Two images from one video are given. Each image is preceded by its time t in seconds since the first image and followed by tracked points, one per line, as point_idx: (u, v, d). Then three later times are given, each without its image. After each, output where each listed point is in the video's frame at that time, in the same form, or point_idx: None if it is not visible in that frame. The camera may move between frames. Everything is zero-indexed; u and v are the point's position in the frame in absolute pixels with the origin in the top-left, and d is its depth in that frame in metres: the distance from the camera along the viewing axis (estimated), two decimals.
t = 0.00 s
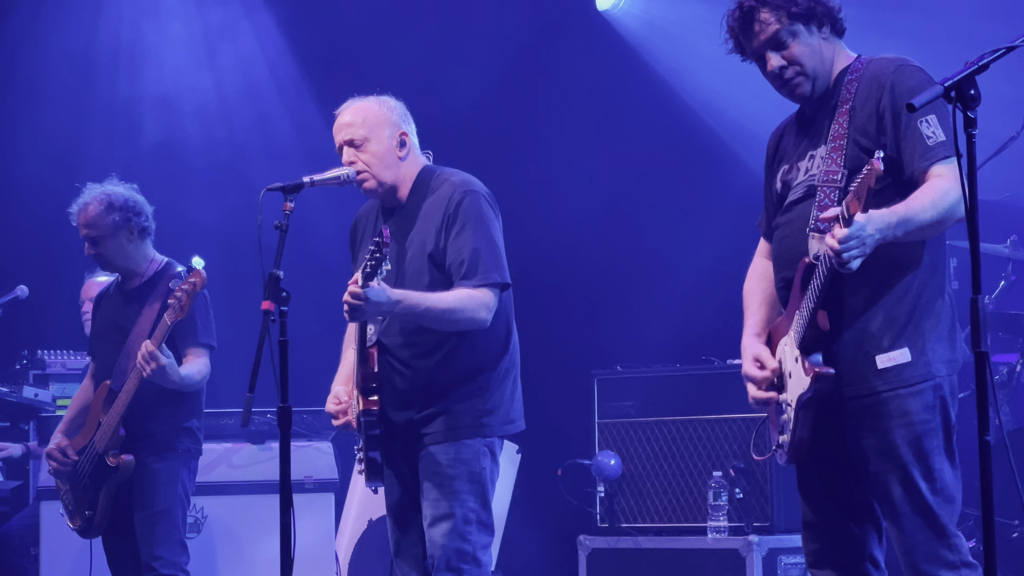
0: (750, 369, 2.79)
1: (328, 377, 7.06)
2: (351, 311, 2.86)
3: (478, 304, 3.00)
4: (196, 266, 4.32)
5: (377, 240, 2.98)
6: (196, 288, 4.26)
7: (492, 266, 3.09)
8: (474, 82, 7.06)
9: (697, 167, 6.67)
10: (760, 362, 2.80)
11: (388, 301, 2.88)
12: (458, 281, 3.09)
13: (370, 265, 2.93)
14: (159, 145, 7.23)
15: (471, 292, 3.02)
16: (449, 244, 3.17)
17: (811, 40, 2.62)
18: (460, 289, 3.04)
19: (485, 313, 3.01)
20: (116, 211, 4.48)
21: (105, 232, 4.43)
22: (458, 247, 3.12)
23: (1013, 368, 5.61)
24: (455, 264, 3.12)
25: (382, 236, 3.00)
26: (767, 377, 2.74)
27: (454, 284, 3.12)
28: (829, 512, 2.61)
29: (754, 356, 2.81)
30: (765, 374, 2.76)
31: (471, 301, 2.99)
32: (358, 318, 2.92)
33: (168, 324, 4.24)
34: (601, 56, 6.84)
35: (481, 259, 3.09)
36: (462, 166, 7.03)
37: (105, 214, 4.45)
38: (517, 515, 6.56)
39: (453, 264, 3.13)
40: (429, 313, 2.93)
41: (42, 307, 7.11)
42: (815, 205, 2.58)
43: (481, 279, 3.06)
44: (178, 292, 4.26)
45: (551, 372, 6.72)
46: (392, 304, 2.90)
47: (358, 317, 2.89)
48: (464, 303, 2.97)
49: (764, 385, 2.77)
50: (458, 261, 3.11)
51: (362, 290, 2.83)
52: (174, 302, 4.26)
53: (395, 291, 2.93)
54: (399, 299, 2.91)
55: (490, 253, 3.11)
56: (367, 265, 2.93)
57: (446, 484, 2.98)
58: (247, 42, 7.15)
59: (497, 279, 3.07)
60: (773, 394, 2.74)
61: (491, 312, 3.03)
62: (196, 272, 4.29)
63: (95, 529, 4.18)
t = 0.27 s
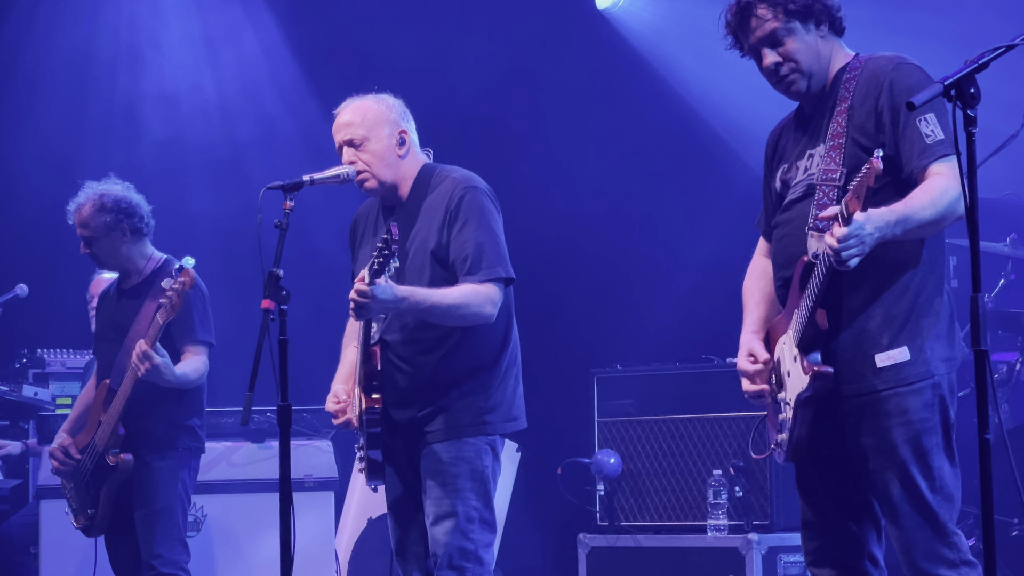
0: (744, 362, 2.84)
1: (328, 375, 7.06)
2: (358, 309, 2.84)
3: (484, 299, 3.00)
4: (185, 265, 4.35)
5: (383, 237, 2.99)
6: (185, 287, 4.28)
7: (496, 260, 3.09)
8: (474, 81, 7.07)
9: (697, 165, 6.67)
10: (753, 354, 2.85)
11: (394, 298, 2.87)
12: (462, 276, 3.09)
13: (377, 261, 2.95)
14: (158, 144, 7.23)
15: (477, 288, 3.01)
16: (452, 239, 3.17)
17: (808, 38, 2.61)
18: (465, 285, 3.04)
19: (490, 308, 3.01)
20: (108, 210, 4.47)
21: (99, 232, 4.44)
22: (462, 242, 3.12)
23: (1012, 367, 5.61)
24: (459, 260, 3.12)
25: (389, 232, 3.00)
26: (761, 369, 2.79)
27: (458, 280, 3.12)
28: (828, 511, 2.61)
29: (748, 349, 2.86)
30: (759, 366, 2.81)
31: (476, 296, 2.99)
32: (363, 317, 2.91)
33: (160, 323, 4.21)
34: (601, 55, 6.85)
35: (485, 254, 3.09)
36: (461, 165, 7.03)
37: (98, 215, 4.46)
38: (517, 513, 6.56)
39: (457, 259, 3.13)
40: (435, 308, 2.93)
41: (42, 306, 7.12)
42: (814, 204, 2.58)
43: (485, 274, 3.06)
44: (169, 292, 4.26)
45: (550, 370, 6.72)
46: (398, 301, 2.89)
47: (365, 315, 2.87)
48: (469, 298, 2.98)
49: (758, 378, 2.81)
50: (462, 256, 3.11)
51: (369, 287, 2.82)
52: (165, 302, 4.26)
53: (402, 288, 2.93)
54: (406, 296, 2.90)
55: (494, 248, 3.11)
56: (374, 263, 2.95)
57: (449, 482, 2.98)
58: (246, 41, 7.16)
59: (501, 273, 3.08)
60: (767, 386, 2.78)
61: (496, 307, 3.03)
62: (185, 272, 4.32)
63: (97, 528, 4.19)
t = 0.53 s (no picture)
0: (743, 376, 2.84)
1: (328, 374, 7.06)
2: (359, 308, 2.86)
3: (486, 299, 3.00)
4: (178, 263, 4.35)
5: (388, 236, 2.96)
6: (176, 286, 4.26)
7: (498, 260, 3.09)
8: (474, 79, 7.06)
9: (697, 163, 6.66)
10: (752, 366, 2.85)
11: (396, 298, 2.88)
12: (463, 277, 3.09)
13: (380, 261, 2.92)
14: (157, 143, 7.23)
15: (478, 288, 3.01)
16: (455, 238, 3.17)
17: (804, 34, 2.62)
18: (467, 285, 3.03)
19: (492, 308, 3.01)
20: (112, 207, 4.48)
21: (103, 229, 4.44)
22: (465, 242, 3.12)
23: (1012, 365, 5.61)
24: (461, 259, 3.11)
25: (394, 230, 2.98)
26: (758, 384, 2.80)
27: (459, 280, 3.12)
28: (828, 510, 2.61)
29: (747, 361, 2.85)
30: (757, 381, 2.81)
31: (477, 297, 2.99)
32: (364, 315, 2.92)
33: (153, 323, 4.22)
34: (601, 54, 6.85)
35: (487, 254, 3.09)
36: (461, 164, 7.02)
37: (101, 212, 4.46)
38: (516, 512, 6.57)
39: (459, 259, 3.12)
40: (437, 308, 2.93)
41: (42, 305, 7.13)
42: (812, 203, 2.58)
43: (487, 274, 3.06)
44: (161, 291, 4.25)
45: (549, 369, 6.72)
46: (400, 301, 2.90)
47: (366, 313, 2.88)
48: (470, 299, 2.97)
49: (754, 395, 2.83)
50: (464, 257, 3.11)
51: (372, 286, 2.84)
52: (158, 300, 4.26)
53: (405, 287, 2.93)
54: (408, 296, 2.91)
55: (496, 247, 3.11)
56: (377, 262, 2.92)
57: (448, 481, 2.98)
58: (247, 40, 7.16)
59: (503, 274, 3.08)
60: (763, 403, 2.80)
61: (497, 308, 3.03)
62: (177, 270, 4.31)
63: (99, 527, 4.19)
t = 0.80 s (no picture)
0: (743, 356, 2.83)
1: (328, 373, 7.05)
2: (360, 309, 2.86)
3: (486, 299, 3.00)
4: (181, 263, 4.36)
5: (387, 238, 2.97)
6: (179, 285, 4.27)
7: (499, 260, 3.10)
8: (474, 78, 7.06)
9: (698, 161, 6.65)
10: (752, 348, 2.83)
11: (397, 298, 2.88)
12: (464, 275, 3.09)
13: (381, 262, 2.93)
14: (158, 141, 7.23)
15: (479, 287, 3.02)
16: (456, 237, 3.17)
17: (801, 31, 2.61)
18: (467, 284, 3.04)
19: (492, 308, 3.01)
20: (115, 206, 4.48)
21: (109, 227, 4.44)
22: (466, 241, 3.12)
23: (1012, 363, 5.60)
24: (462, 258, 3.11)
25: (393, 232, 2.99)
26: (761, 361, 2.77)
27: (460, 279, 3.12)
28: (827, 508, 2.61)
29: (747, 343, 2.84)
30: (759, 358, 2.79)
31: (478, 296, 2.99)
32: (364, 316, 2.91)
33: (155, 322, 4.22)
34: (601, 52, 6.85)
35: (488, 254, 3.09)
36: (462, 162, 7.02)
37: (107, 210, 4.45)
38: (517, 510, 6.57)
39: (460, 258, 3.12)
40: (439, 308, 2.93)
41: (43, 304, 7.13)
42: (809, 201, 2.58)
43: (488, 274, 3.06)
44: (164, 290, 4.25)
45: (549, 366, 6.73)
46: (401, 300, 2.89)
47: (367, 313, 2.87)
48: (471, 298, 2.97)
49: (758, 370, 2.79)
50: (465, 256, 3.11)
51: (372, 287, 2.83)
52: (160, 300, 4.25)
53: (406, 288, 2.93)
54: (409, 296, 2.90)
55: (496, 247, 3.11)
56: (377, 263, 2.92)
57: (446, 480, 2.98)
58: (247, 39, 7.16)
59: (504, 274, 3.08)
60: (767, 377, 2.76)
61: (497, 308, 3.03)
62: (180, 270, 4.32)
63: (100, 525, 4.19)
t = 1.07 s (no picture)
0: (740, 366, 2.83)
1: (327, 371, 7.05)
2: (357, 319, 2.86)
3: (482, 306, 3.01)
4: (187, 263, 4.36)
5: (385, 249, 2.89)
6: (187, 285, 4.28)
7: (495, 267, 3.09)
8: (473, 76, 7.06)
9: (697, 159, 6.65)
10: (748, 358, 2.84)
11: (394, 309, 2.88)
12: (461, 283, 3.09)
13: (378, 275, 2.89)
14: (157, 139, 7.23)
15: (474, 295, 3.02)
16: (452, 243, 3.17)
17: (800, 31, 2.61)
18: (463, 292, 3.04)
19: (488, 315, 3.02)
20: (122, 204, 4.48)
21: (117, 225, 4.43)
22: (462, 246, 3.12)
23: (1012, 361, 5.59)
24: (458, 264, 3.12)
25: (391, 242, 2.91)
26: (756, 373, 2.78)
27: (457, 285, 3.12)
28: (826, 506, 2.60)
29: (743, 352, 2.85)
30: (755, 370, 2.80)
31: (474, 304, 3.00)
32: (361, 324, 2.91)
33: (162, 321, 4.23)
34: (601, 50, 6.85)
35: (485, 259, 3.09)
36: (461, 160, 7.01)
37: (116, 206, 4.46)
38: (516, 508, 6.57)
39: (457, 263, 3.13)
40: (434, 318, 2.94)
41: (43, 302, 7.14)
42: (807, 198, 2.58)
43: (484, 281, 3.07)
44: (170, 290, 4.27)
45: (548, 364, 6.73)
46: (397, 311, 2.89)
47: (363, 323, 2.87)
48: (467, 306, 2.98)
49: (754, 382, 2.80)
50: (461, 262, 3.11)
51: (368, 299, 2.83)
52: (167, 300, 4.26)
53: (402, 298, 2.92)
54: (406, 308, 2.90)
55: (494, 254, 3.11)
56: (374, 275, 2.89)
57: (441, 479, 2.99)
58: (246, 37, 7.16)
59: (500, 280, 3.08)
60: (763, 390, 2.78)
61: (494, 314, 3.04)
62: (187, 270, 4.32)
63: (102, 524, 4.19)
